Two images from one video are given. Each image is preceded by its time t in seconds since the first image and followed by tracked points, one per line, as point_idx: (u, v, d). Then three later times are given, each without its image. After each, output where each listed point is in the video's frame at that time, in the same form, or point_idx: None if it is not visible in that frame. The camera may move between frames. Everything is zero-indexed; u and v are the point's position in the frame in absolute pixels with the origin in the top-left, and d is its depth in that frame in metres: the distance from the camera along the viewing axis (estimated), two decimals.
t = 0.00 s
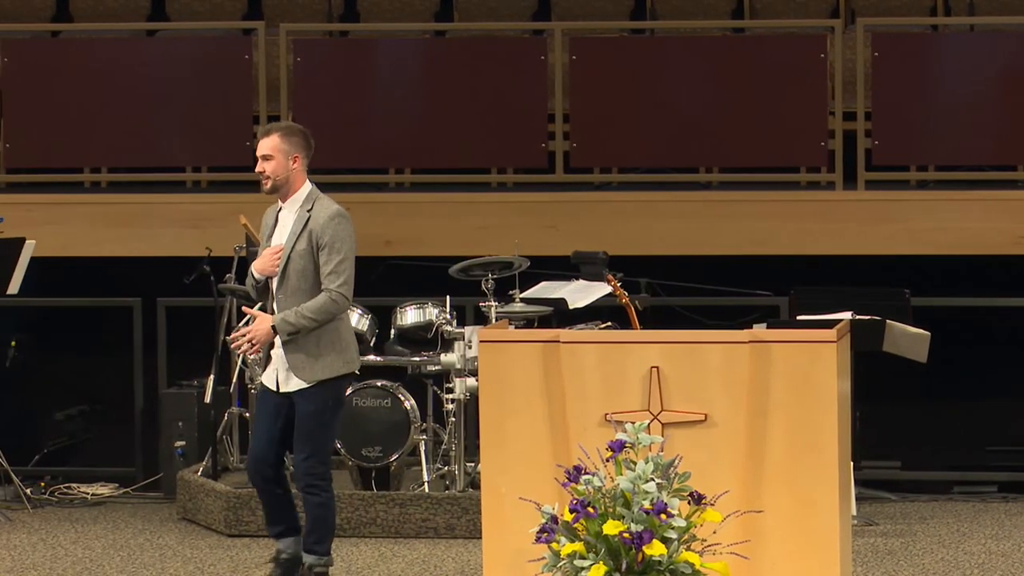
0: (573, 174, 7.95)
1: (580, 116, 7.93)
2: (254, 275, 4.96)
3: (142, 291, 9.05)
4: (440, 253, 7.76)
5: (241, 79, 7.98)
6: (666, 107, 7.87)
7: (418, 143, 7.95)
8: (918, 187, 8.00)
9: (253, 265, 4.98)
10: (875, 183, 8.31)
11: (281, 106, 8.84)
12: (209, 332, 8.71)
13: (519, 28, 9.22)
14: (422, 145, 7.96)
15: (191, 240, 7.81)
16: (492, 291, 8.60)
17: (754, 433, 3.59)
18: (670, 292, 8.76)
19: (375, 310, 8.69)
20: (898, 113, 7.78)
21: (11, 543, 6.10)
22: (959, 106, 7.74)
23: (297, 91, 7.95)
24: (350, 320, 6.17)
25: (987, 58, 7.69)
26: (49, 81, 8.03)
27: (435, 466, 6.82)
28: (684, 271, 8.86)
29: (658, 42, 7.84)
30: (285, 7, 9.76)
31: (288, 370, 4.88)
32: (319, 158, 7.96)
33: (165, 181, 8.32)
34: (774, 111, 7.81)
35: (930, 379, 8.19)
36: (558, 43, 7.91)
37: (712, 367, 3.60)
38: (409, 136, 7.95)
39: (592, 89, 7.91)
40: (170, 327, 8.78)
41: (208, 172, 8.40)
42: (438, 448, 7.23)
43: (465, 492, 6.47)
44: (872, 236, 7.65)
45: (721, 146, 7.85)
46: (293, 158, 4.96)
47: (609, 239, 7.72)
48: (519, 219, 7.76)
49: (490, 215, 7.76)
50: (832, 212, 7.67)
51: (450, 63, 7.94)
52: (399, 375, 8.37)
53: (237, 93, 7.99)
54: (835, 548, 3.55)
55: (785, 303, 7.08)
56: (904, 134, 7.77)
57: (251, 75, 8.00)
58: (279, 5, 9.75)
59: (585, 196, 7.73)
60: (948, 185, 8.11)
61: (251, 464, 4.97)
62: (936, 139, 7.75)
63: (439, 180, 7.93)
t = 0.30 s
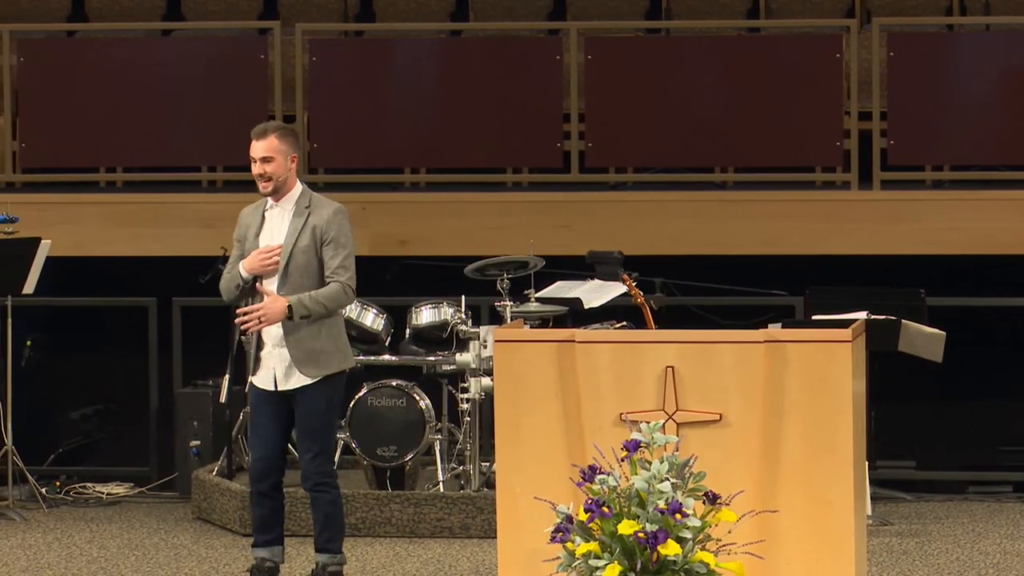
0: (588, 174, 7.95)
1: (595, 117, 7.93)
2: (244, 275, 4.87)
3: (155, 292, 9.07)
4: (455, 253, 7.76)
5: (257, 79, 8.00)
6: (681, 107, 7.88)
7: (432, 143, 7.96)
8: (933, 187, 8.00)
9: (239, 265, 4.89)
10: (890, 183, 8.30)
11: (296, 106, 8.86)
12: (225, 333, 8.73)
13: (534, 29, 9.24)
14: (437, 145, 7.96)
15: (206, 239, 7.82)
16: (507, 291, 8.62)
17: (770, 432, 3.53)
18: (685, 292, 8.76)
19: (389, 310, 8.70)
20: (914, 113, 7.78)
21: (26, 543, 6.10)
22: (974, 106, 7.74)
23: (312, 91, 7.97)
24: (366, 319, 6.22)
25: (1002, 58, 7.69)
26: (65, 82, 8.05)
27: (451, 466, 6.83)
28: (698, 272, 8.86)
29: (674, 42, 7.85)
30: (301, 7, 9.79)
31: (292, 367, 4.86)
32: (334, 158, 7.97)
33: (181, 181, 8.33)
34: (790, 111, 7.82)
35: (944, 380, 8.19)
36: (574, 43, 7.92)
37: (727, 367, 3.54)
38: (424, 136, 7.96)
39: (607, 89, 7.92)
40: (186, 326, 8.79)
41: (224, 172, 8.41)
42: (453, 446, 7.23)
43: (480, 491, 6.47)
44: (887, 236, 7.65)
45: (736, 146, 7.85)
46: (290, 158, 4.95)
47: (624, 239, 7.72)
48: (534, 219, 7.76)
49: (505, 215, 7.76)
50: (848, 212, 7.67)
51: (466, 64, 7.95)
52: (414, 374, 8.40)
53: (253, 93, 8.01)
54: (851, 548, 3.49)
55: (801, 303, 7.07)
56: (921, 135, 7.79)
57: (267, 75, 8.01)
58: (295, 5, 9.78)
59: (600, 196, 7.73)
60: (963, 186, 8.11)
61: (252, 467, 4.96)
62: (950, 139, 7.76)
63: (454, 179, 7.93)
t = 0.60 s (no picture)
0: (591, 174, 7.95)
1: (598, 116, 7.93)
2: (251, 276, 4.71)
3: (158, 292, 9.07)
4: (458, 253, 7.77)
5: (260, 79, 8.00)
6: (683, 107, 7.88)
7: (435, 143, 7.96)
8: (935, 187, 8.00)
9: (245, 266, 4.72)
10: (893, 182, 8.30)
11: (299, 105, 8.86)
12: (227, 333, 8.74)
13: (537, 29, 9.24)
14: (439, 145, 7.96)
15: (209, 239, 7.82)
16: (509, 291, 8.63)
17: (771, 432, 3.53)
18: (687, 292, 8.76)
19: (392, 310, 8.71)
20: (916, 113, 7.79)
21: (28, 543, 6.09)
22: (976, 105, 7.74)
23: (315, 90, 7.99)
24: (369, 319, 6.23)
25: (1004, 58, 7.69)
26: (68, 82, 8.06)
27: (453, 465, 6.82)
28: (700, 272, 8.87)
29: (677, 42, 7.85)
30: (305, 7, 9.78)
31: (305, 365, 4.86)
32: (337, 157, 7.98)
33: (183, 181, 8.33)
34: (792, 111, 7.82)
35: (947, 380, 8.18)
36: (576, 43, 7.92)
37: (730, 368, 3.54)
38: (426, 136, 7.96)
39: (610, 88, 7.92)
40: (188, 326, 8.80)
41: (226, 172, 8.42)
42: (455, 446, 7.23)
43: (482, 491, 6.46)
44: (889, 237, 7.65)
45: (738, 146, 7.85)
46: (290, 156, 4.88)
47: (626, 239, 7.72)
48: (537, 219, 7.76)
49: (507, 214, 7.77)
50: (850, 212, 7.67)
51: (468, 63, 7.95)
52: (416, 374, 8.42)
53: (255, 93, 8.01)
54: (854, 547, 3.48)
55: (803, 303, 7.06)
56: (924, 135, 7.79)
57: (270, 75, 8.01)
58: (299, 5, 9.78)
59: (602, 196, 7.73)
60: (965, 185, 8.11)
61: (252, 469, 4.94)
62: (952, 139, 7.76)
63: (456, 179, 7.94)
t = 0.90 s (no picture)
0: (591, 174, 7.95)
1: (598, 116, 7.93)
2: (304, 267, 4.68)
3: (158, 292, 9.07)
4: (458, 252, 7.77)
5: (259, 79, 7.99)
6: (683, 107, 7.88)
7: (435, 142, 7.97)
8: (935, 186, 8.00)
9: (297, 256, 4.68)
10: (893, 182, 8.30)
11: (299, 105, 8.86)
12: (228, 332, 8.74)
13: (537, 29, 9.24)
14: (439, 145, 7.97)
15: (209, 239, 7.82)
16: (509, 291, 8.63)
17: (772, 431, 3.53)
18: (688, 292, 8.77)
19: (392, 310, 8.71)
20: (916, 113, 7.79)
21: (28, 542, 6.09)
22: (976, 104, 7.74)
23: (315, 90, 7.99)
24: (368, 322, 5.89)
25: (1004, 57, 7.69)
26: (68, 81, 8.06)
27: (452, 465, 6.81)
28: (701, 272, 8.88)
29: (677, 41, 7.85)
30: (305, 7, 9.78)
31: (333, 364, 4.90)
32: (337, 157, 7.98)
33: (183, 181, 8.33)
34: (793, 111, 7.82)
35: (947, 380, 8.18)
36: (576, 43, 7.92)
37: (730, 367, 3.53)
38: (426, 135, 7.96)
39: (610, 88, 7.92)
40: (188, 326, 8.80)
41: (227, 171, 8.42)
42: (455, 446, 7.23)
43: (482, 490, 6.46)
44: (889, 236, 7.65)
45: (738, 145, 7.86)
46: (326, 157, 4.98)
47: (626, 239, 7.72)
48: (537, 219, 7.76)
49: (508, 214, 7.77)
50: (850, 211, 7.67)
51: (469, 63, 7.95)
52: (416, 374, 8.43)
53: (256, 92, 8.01)
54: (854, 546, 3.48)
55: (803, 302, 7.06)
56: (924, 135, 7.79)
57: (269, 75, 8.01)
58: (299, 5, 9.78)
59: (602, 195, 7.73)
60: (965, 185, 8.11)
61: (267, 469, 4.90)
62: (952, 139, 7.76)
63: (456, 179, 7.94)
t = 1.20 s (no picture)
0: (591, 174, 7.95)
1: (598, 116, 7.93)
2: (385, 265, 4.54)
3: (158, 292, 9.07)
4: (458, 252, 7.77)
5: (259, 79, 7.99)
6: (684, 107, 7.88)
7: (435, 142, 7.97)
8: (935, 186, 8.00)
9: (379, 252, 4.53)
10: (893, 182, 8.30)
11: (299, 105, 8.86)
12: (228, 332, 8.74)
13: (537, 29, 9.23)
14: (439, 144, 7.97)
15: (209, 239, 7.82)
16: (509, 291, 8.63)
17: (772, 431, 3.53)
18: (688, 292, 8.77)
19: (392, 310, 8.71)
20: (916, 112, 7.79)
21: (27, 542, 6.09)
22: (976, 104, 7.73)
23: (316, 90, 8.00)
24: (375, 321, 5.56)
25: (1004, 57, 7.69)
26: (68, 81, 8.06)
27: (452, 465, 6.80)
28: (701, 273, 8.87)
29: (677, 41, 7.85)
30: (305, 6, 9.78)
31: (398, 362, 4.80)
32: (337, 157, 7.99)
33: (184, 181, 8.33)
34: (793, 111, 7.82)
35: (947, 380, 8.18)
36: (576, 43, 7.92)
37: (730, 367, 3.53)
38: (427, 135, 7.97)
39: (611, 88, 7.92)
40: (188, 326, 8.80)
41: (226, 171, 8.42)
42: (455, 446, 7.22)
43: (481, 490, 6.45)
44: (890, 236, 7.65)
45: (738, 145, 7.85)
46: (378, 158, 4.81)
47: (626, 239, 7.73)
48: (537, 219, 7.76)
49: (508, 214, 7.76)
50: (850, 212, 7.67)
51: (469, 62, 7.95)
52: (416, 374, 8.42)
53: (256, 92, 8.01)
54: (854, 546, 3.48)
55: (803, 302, 7.06)
56: (924, 135, 7.79)
57: (269, 74, 8.01)
58: (299, 5, 9.77)
59: (602, 195, 7.72)
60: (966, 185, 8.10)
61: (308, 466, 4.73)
62: (952, 138, 7.76)
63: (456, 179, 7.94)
